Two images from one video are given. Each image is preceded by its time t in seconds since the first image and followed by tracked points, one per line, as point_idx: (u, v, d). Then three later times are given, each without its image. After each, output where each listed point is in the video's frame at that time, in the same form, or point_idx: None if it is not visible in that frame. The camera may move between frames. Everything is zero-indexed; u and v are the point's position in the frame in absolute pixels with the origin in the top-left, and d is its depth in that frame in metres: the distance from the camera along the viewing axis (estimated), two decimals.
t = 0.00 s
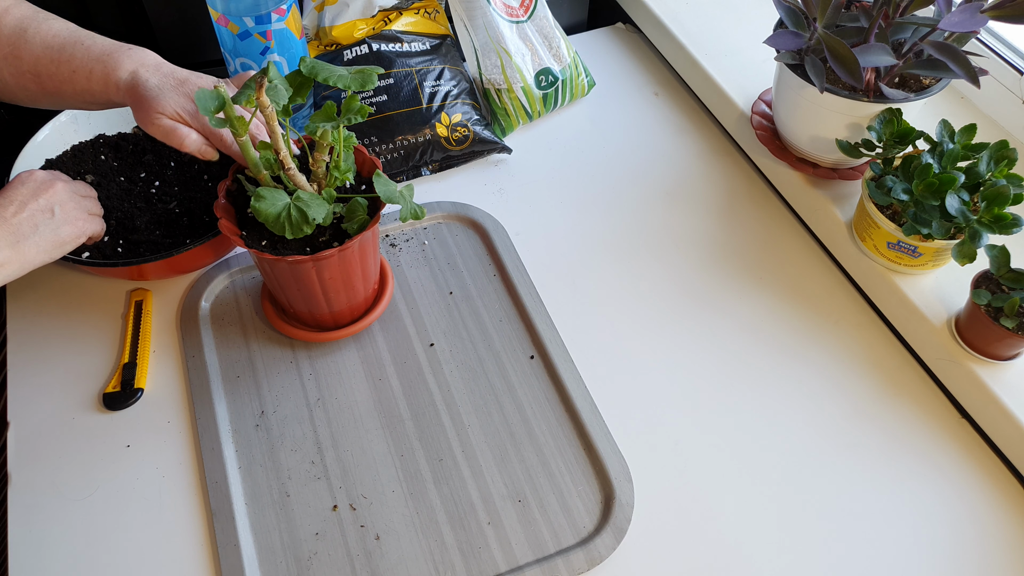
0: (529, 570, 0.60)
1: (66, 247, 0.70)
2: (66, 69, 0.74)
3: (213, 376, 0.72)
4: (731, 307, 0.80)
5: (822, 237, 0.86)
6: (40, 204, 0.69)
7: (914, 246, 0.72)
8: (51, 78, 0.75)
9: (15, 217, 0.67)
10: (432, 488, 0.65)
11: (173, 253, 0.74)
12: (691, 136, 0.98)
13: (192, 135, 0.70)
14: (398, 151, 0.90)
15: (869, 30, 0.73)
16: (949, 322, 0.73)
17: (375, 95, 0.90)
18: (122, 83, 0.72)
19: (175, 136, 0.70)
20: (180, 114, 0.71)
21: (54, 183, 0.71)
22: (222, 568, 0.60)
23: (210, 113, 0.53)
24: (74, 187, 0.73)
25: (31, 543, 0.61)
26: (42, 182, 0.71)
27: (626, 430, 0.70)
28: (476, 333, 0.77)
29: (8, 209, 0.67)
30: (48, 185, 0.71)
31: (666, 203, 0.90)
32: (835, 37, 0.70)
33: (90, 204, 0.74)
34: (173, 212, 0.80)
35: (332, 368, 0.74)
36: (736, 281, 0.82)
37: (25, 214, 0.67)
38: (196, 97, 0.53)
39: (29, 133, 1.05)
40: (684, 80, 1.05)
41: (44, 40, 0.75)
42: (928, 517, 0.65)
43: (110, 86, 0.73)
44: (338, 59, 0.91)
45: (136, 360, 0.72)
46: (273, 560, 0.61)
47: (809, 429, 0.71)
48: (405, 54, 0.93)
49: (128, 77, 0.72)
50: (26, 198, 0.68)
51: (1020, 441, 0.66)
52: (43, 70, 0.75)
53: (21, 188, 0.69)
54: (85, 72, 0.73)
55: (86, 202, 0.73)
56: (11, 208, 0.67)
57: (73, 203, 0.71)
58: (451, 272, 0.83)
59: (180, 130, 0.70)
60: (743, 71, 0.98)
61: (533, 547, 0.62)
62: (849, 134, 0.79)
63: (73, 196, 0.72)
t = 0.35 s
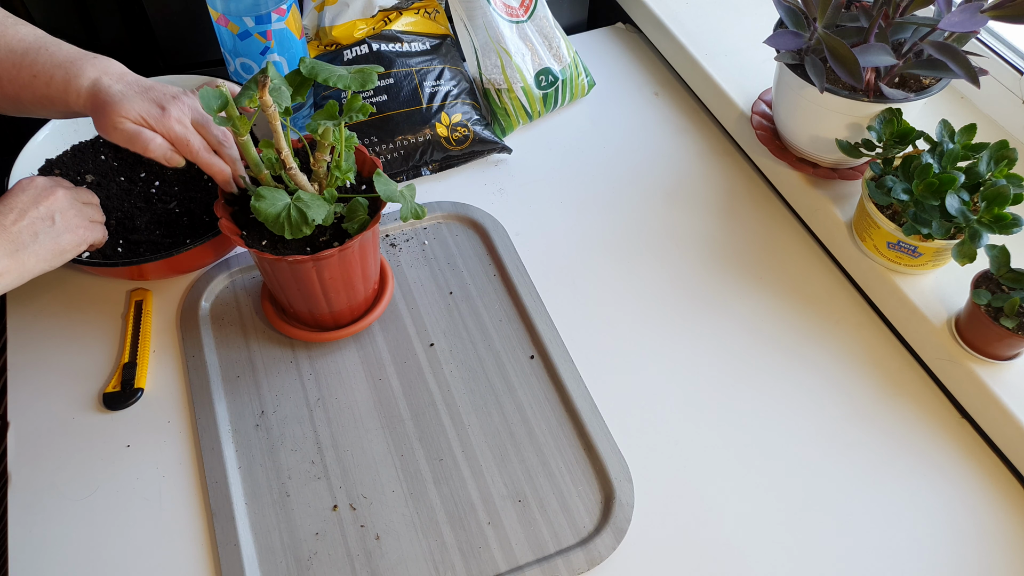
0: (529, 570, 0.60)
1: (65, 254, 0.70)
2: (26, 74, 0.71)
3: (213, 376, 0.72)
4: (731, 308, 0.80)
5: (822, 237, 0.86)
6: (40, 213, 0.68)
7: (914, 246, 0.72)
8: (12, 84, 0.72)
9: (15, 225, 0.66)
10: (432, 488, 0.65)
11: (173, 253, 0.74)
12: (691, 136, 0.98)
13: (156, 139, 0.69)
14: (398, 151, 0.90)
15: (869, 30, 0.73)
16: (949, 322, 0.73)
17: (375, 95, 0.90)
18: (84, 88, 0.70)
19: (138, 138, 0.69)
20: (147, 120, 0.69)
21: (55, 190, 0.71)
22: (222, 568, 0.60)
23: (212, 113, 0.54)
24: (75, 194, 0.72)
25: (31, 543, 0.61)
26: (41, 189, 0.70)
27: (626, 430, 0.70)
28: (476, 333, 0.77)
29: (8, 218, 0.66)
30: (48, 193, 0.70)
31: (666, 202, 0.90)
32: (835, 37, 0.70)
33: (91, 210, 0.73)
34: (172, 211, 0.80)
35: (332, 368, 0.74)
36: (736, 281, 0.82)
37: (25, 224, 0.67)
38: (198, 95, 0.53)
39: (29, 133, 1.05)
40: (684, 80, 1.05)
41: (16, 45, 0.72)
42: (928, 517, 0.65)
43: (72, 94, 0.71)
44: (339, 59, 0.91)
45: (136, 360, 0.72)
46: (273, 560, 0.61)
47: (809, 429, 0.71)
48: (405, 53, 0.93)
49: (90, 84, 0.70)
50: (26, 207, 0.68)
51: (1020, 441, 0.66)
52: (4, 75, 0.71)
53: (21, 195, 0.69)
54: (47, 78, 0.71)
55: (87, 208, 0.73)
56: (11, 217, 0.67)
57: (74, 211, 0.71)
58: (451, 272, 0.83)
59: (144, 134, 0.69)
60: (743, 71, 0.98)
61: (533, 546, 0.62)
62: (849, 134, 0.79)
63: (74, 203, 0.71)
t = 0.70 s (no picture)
0: (529, 570, 0.60)
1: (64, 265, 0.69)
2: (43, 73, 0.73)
3: (213, 376, 0.72)
4: (730, 307, 0.80)
5: (822, 237, 0.86)
6: (41, 229, 0.68)
7: (914, 246, 0.72)
8: (26, 82, 0.74)
9: (13, 243, 0.67)
10: (432, 488, 0.65)
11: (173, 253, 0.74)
12: (691, 136, 0.98)
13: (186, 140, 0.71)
14: (398, 151, 0.90)
15: (869, 30, 0.73)
16: (949, 322, 0.73)
17: (375, 95, 0.90)
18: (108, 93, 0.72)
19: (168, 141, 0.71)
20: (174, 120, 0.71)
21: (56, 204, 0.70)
22: (223, 568, 0.60)
23: (212, 113, 0.53)
24: (75, 205, 0.72)
25: (31, 543, 0.61)
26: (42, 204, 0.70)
27: (626, 431, 0.70)
28: (476, 333, 0.77)
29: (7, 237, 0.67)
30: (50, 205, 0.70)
31: (666, 203, 0.90)
32: (835, 37, 0.70)
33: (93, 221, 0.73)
34: (173, 212, 0.80)
35: (332, 368, 0.74)
36: (736, 281, 0.82)
37: (24, 242, 0.67)
38: (197, 95, 0.53)
39: (29, 133, 1.05)
40: (684, 80, 1.05)
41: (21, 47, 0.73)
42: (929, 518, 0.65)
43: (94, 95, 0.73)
44: (339, 59, 0.91)
45: (136, 360, 0.72)
46: (273, 560, 0.61)
47: (809, 429, 0.71)
48: (405, 54, 0.93)
49: (108, 83, 0.72)
50: (26, 223, 0.68)
51: (1019, 441, 0.66)
52: (17, 73, 0.73)
53: (22, 211, 0.68)
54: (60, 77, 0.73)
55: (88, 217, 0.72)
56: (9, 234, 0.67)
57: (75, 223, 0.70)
58: (451, 272, 0.83)
59: (171, 133, 0.70)
60: (743, 71, 0.98)
61: (533, 546, 0.62)
62: (849, 134, 0.79)
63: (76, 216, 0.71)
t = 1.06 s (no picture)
0: (529, 570, 0.60)
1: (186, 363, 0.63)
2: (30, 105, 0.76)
3: (213, 376, 0.72)
4: (731, 307, 0.80)
5: (822, 237, 0.86)
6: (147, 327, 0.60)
7: (914, 246, 0.72)
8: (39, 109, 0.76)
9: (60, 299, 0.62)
10: (432, 488, 0.65)
11: (174, 253, 0.74)
12: (691, 136, 0.98)
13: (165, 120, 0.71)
14: (398, 151, 0.90)
15: (869, 30, 0.73)
16: (949, 322, 0.73)
17: (375, 95, 0.90)
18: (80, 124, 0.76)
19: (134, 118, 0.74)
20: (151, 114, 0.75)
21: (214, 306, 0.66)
22: (222, 568, 0.60)
23: (211, 112, 0.54)
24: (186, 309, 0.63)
25: (31, 543, 0.61)
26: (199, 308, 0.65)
27: (626, 431, 0.70)
28: (476, 333, 0.77)
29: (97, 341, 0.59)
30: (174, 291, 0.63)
31: (666, 203, 0.90)
32: (835, 37, 0.70)
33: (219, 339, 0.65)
34: (173, 211, 0.80)
35: (332, 368, 0.74)
36: (736, 281, 0.82)
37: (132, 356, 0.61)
38: (199, 97, 0.54)
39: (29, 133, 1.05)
40: (684, 80, 1.05)
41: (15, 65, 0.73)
42: (929, 518, 0.65)
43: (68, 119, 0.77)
44: (339, 59, 0.91)
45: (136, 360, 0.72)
46: (273, 560, 0.61)
47: (809, 429, 0.71)
48: (405, 53, 0.93)
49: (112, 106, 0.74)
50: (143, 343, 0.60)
51: (1020, 441, 0.66)
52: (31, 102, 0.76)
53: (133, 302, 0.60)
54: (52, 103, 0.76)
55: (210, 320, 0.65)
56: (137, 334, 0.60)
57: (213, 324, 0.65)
58: (451, 272, 0.83)
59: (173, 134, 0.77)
60: (743, 71, 0.98)
61: (533, 546, 0.62)
62: (848, 134, 0.79)
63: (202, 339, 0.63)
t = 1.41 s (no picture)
0: (529, 570, 0.60)
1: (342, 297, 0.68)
2: None
3: (213, 376, 0.72)
4: (731, 308, 0.80)
5: (822, 237, 0.86)
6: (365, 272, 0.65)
7: (914, 246, 0.72)
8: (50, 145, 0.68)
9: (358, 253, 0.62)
10: (432, 488, 0.65)
11: (174, 253, 0.74)
12: (691, 136, 0.98)
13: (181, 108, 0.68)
14: (398, 151, 0.90)
15: (869, 30, 0.73)
16: (949, 322, 0.73)
17: (375, 94, 0.90)
18: (72, 140, 0.66)
19: (137, 104, 0.67)
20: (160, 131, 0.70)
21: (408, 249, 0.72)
22: (222, 568, 0.60)
23: (211, 112, 0.54)
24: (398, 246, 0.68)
25: (31, 544, 0.61)
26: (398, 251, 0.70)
27: (626, 432, 0.70)
28: (476, 333, 0.77)
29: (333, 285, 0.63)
30: (380, 236, 0.61)
31: (666, 203, 0.90)
32: (835, 37, 0.70)
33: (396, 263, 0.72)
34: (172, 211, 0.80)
35: (332, 368, 0.74)
36: (736, 281, 0.82)
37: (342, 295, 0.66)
38: (197, 96, 0.55)
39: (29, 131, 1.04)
40: (684, 80, 1.05)
41: None
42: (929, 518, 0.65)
43: (49, 149, 0.68)
44: (339, 59, 0.91)
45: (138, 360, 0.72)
46: (273, 560, 0.61)
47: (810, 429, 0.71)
48: (405, 53, 0.93)
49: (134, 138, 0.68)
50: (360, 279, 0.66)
51: (1020, 441, 0.66)
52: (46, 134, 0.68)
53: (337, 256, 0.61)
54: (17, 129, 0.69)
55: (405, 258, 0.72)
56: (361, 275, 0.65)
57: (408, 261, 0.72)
58: (451, 272, 0.83)
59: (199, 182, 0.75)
60: (743, 71, 0.98)
61: (533, 546, 0.62)
62: (849, 134, 0.79)
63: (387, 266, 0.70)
